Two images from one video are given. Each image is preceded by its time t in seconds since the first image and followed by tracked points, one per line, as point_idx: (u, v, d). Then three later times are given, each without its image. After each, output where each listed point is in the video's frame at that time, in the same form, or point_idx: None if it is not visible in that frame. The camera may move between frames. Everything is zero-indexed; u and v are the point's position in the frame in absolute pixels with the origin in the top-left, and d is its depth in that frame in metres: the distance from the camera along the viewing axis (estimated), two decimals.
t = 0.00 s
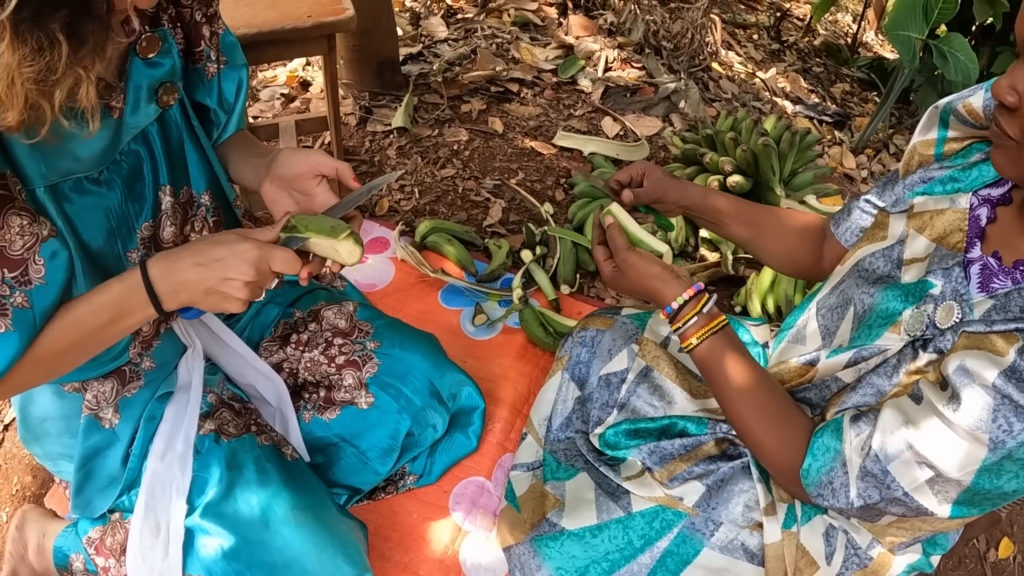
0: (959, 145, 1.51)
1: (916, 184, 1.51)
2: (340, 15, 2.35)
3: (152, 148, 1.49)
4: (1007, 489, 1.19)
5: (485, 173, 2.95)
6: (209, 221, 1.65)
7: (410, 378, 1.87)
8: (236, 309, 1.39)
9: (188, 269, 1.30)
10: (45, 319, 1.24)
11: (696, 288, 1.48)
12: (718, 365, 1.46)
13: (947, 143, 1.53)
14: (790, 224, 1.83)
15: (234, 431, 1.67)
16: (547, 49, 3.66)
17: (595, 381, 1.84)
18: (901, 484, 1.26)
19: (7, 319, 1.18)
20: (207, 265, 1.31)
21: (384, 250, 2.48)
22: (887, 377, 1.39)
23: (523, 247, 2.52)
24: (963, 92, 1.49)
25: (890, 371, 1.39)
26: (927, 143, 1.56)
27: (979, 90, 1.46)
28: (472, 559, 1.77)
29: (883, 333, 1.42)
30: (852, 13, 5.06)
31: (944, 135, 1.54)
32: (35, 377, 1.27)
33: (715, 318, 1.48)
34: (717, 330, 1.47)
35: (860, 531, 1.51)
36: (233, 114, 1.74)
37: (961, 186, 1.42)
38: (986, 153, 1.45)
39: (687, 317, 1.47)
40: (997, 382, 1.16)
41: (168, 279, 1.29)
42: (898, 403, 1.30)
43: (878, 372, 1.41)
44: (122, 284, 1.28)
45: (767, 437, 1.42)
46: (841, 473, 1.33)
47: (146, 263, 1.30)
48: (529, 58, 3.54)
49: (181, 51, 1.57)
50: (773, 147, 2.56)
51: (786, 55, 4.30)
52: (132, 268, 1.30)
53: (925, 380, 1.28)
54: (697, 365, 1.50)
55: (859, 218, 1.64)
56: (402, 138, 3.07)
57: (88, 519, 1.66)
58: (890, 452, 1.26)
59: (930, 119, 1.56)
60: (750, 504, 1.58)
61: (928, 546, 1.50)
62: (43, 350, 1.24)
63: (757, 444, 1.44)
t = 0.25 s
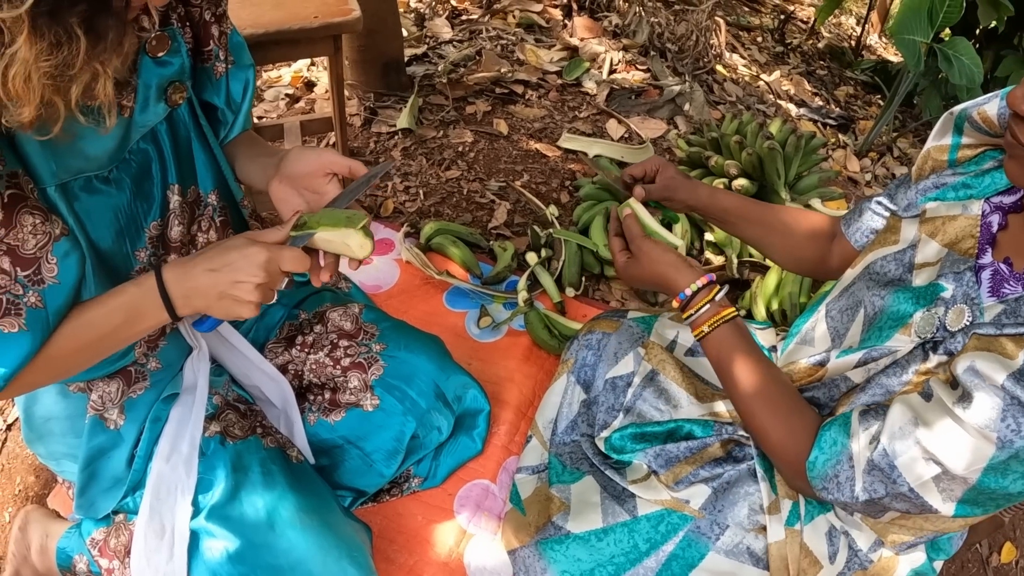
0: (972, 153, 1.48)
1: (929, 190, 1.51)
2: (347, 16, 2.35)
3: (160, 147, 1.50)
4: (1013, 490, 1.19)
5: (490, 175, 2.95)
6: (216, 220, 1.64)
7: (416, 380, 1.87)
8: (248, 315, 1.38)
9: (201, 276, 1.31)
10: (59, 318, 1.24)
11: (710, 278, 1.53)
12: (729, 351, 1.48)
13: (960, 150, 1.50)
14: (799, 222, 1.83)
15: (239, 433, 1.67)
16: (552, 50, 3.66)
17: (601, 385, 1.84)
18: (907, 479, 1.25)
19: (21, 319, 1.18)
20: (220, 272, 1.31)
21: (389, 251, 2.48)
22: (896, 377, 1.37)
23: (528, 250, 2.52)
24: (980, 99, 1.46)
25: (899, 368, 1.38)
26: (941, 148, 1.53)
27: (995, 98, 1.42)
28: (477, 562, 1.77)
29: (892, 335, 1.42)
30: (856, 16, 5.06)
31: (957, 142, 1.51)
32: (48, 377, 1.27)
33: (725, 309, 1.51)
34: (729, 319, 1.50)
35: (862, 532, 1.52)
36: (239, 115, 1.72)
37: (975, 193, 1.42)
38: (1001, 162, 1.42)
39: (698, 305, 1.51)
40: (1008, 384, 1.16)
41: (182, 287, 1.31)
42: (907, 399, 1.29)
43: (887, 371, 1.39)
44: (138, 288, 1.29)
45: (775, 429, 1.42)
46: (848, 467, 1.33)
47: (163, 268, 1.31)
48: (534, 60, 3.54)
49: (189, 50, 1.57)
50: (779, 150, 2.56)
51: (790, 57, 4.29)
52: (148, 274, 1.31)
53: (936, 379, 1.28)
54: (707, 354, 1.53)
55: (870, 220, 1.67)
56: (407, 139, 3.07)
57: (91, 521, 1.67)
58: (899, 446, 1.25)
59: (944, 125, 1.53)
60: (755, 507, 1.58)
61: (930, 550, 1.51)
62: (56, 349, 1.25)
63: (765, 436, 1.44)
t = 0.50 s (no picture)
0: (979, 157, 1.51)
1: (935, 195, 1.52)
2: (352, 18, 2.35)
3: (167, 148, 1.50)
4: (1013, 491, 1.19)
5: (493, 177, 2.95)
6: (223, 222, 1.63)
7: (421, 382, 1.88)
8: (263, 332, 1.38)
9: (219, 290, 1.32)
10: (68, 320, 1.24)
11: (711, 278, 1.55)
12: (730, 350, 1.50)
13: (968, 155, 1.53)
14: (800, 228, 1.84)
15: (244, 434, 1.68)
16: (556, 53, 3.67)
17: (604, 388, 1.84)
18: (908, 477, 1.25)
19: (31, 319, 1.18)
20: (238, 287, 1.32)
21: (393, 253, 2.48)
22: (900, 378, 1.37)
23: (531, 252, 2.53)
24: (986, 106, 1.46)
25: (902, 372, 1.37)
26: (947, 153, 1.56)
27: (1001, 104, 1.42)
28: (480, 564, 1.78)
29: (896, 338, 1.43)
30: (859, 19, 5.07)
31: (965, 148, 1.53)
32: (58, 377, 1.28)
33: (726, 309, 1.53)
34: (731, 319, 1.52)
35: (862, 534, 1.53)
36: (252, 115, 1.75)
37: (979, 198, 1.43)
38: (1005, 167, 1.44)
39: (701, 304, 1.54)
40: (1008, 385, 1.16)
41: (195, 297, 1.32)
42: (911, 397, 1.29)
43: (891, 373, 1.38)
44: (150, 296, 1.30)
45: (778, 427, 1.44)
46: (850, 464, 1.33)
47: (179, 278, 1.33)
48: (538, 62, 3.55)
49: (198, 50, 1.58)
50: (782, 154, 2.56)
51: (793, 60, 4.30)
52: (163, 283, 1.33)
53: (940, 379, 1.28)
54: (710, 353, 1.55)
55: (876, 226, 1.68)
56: (410, 141, 3.08)
57: (95, 521, 1.67)
58: (901, 444, 1.25)
59: (951, 131, 1.55)
60: (757, 510, 1.58)
61: (931, 554, 1.52)
62: (65, 350, 1.25)
63: (768, 434, 1.46)
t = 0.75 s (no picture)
0: (980, 158, 1.50)
1: (936, 196, 1.52)
2: (354, 19, 2.36)
3: (170, 147, 1.51)
4: (1009, 489, 1.19)
5: (495, 178, 2.96)
6: (226, 222, 1.64)
7: (422, 383, 1.89)
8: (260, 333, 1.38)
9: (218, 288, 1.33)
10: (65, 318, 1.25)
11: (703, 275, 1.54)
12: (725, 345, 1.51)
13: (969, 156, 1.52)
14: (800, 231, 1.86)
15: (245, 434, 1.68)
16: (558, 54, 3.67)
17: (605, 389, 1.85)
18: (905, 471, 1.26)
19: (27, 317, 1.19)
20: (238, 283, 1.34)
21: (394, 254, 2.48)
22: (898, 377, 1.37)
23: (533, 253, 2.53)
24: (987, 106, 1.45)
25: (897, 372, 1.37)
26: (948, 154, 1.55)
27: (1001, 104, 1.41)
28: (480, 565, 1.78)
29: (895, 336, 1.43)
30: (861, 21, 5.07)
31: (966, 148, 1.52)
32: (54, 377, 1.28)
33: (720, 305, 1.53)
34: (723, 314, 1.52)
35: (862, 534, 1.54)
36: (257, 116, 1.75)
37: (980, 198, 1.44)
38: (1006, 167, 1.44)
39: (694, 302, 1.53)
40: (1005, 383, 1.16)
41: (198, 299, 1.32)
42: (909, 393, 1.29)
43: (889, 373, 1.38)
44: (147, 294, 1.30)
45: (776, 422, 1.44)
46: (847, 458, 1.34)
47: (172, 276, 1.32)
48: (540, 63, 3.55)
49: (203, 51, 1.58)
50: (783, 156, 2.56)
51: (794, 62, 4.30)
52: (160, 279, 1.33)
53: (940, 375, 1.29)
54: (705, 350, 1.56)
55: (879, 229, 1.68)
56: (412, 142, 3.09)
57: (97, 519, 1.68)
58: (899, 438, 1.26)
59: (952, 131, 1.54)
60: (758, 510, 1.58)
61: (931, 556, 1.52)
62: (63, 348, 1.25)
63: (765, 428, 1.46)
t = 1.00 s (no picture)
0: (976, 158, 1.52)
1: (932, 196, 1.52)
2: (356, 20, 2.36)
3: (172, 149, 1.51)
4: (1006, 487, 1.19)
5: (496, 179, 2.97)
6: (227, 223, 1.66)
7: (423, 384, 1.89)
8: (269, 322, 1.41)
9: (222, 287, 1.36)
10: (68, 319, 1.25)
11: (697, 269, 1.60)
12: (719, 340, 1.54)
13: (965, 156, 1.53)
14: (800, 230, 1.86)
15: (246, 434, 1.69)
16: (559, 56, 3.68)
17: (605, 390, 1.86)
18: (901, 467, 1.26)
19: (31, 318, 1.20)
20: (240, 277, 1.37)
21: (395, 255, 2.49)
22: (895, 377, 1.37)
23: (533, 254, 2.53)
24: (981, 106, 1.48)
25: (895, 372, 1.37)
26: (944, 155, 1.57)
27: (996, 104, 1.44)
28: (480, 566, 1.78)
29: (892, 337, 1.44)
30: (862, 22, 5.07)
31: (961, 148, 1.54)
32: (59, 379, 1.29)
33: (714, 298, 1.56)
34: (717, 308, 1.55)
35: (861, 535, 1.53)
36: (257, 118, 1.76)
37: (976, 198, 1.45)
38: (1001, 167, 1.46)
39: (688, 296, 1.57)
40: (1001, 382, 1.16)
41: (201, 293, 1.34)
42: (907, 389, 1.29)
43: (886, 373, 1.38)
44: (153, 294, 1.33)
45: (771, 415, 1.45)
46: (843, 453, 1.34)
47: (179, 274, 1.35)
48: (541, 64, 3.55)
49: (204, 54, 1.58)
50: (783, 158, 2.57)
51: (795, 64, 4.31)
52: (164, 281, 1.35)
53: (937, 372, 1.29)
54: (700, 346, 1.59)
55: (876, 232, 1.67)
56: (413, 143, 3.10)
57: (98, 519, 1.68)
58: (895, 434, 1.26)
59: (947, 132, 1.55)
60: (756, 511, 1.59)
61: (930, 557, 1.49)
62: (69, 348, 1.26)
63: (761, 422, 1.47)
